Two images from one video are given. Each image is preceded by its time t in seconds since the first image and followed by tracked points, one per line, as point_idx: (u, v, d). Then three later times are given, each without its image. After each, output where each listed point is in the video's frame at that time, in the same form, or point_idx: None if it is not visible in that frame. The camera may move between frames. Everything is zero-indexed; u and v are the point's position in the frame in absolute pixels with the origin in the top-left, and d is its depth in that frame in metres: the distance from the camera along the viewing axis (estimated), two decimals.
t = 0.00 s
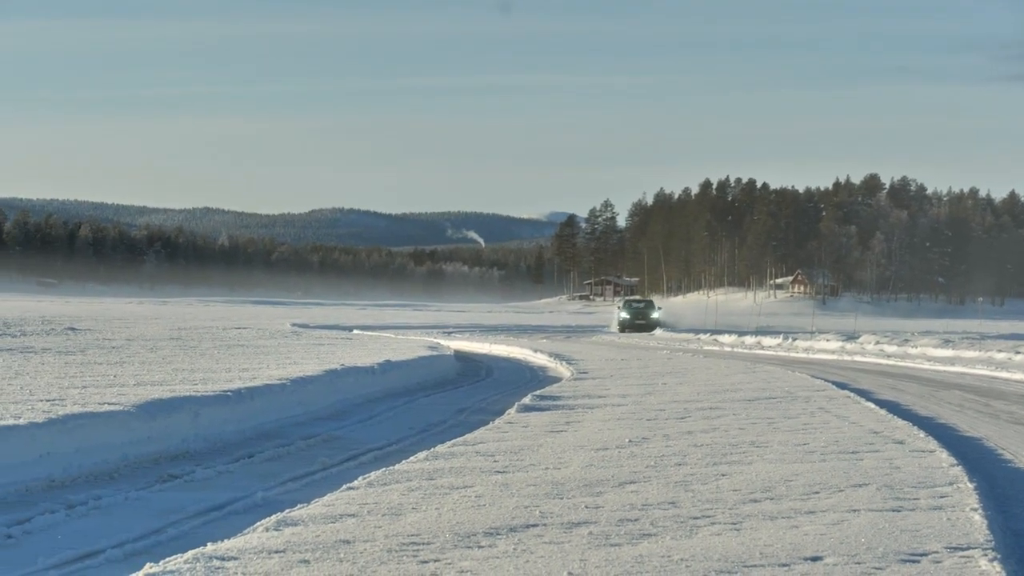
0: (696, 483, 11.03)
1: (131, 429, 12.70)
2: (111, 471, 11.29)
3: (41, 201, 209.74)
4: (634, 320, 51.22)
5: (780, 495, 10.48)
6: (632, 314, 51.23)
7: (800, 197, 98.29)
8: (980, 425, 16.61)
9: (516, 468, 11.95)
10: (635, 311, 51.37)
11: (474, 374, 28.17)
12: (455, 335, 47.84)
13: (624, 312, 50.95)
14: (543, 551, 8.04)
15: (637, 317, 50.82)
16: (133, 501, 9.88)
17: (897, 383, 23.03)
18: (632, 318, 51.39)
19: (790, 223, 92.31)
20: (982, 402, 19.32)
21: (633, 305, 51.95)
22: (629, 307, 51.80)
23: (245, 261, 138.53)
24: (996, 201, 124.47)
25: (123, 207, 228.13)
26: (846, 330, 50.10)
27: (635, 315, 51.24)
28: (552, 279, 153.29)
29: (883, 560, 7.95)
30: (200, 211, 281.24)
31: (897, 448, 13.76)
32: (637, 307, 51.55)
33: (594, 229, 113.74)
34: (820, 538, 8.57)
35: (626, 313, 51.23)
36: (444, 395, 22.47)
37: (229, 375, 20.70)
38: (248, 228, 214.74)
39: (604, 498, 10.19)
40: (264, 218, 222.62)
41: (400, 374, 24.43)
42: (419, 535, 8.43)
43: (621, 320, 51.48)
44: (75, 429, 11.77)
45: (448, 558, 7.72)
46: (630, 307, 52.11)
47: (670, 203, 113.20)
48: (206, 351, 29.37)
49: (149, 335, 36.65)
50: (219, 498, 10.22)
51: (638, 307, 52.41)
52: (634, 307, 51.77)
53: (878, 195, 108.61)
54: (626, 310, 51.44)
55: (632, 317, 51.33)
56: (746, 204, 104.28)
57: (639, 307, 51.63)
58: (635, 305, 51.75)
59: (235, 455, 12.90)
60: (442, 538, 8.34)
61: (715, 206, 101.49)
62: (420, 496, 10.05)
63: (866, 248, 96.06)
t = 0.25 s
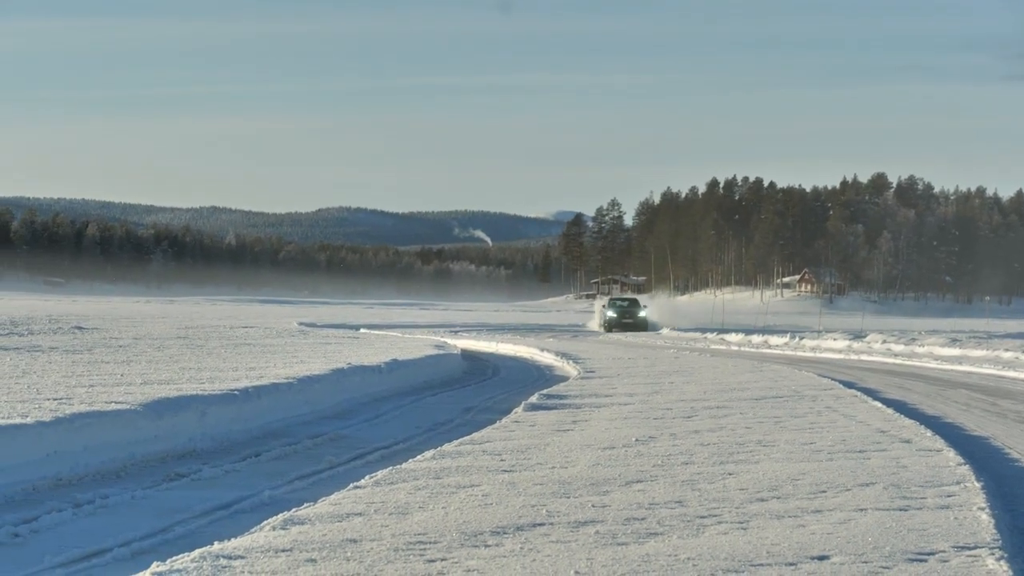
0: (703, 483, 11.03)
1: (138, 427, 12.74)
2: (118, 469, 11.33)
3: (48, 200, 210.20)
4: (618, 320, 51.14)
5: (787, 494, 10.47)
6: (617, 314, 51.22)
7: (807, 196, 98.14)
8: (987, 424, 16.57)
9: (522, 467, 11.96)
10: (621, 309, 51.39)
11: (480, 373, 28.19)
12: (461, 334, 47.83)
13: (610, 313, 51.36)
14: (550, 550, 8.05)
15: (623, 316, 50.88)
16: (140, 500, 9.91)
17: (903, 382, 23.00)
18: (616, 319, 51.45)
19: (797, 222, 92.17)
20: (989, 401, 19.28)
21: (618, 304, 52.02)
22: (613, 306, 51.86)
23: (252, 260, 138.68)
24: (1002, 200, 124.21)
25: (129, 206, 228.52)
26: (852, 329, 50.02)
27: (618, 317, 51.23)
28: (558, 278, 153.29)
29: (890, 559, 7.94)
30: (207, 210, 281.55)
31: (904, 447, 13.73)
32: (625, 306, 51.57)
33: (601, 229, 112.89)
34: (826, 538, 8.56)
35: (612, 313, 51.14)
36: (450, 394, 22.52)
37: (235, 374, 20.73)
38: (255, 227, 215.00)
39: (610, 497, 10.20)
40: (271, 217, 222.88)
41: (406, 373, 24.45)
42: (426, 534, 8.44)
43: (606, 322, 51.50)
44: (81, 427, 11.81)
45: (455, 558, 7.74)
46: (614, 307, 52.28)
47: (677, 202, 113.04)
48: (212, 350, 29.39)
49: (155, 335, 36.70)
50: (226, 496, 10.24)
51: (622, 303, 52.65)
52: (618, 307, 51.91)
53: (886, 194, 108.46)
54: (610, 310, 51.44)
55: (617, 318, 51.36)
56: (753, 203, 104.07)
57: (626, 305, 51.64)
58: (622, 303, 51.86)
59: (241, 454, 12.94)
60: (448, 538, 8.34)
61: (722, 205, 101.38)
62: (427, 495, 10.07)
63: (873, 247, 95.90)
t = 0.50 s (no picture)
0: (702, 483, 11.04)
1: (138, 428, 12.75)
2: (117, 470, 11.34)
3: (48, 201, 210.28)
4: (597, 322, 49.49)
5: (787, 495, 10.47)
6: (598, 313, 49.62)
7: (807, 196, 98.14)
8: (987, 424, 16.57)
9: (522, 467, 11.95)
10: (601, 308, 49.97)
11: (480, 374, 28.16)
12: (461, 335, 47.79)
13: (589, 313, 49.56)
14: (549, 551, 8.06)
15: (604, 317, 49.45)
16: (140, 501, 9.90)
17: (903, 383, 22.98)
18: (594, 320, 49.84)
19: (797, 222, 92.15)
20: (989, 401, 19.26)
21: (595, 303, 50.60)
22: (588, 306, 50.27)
23: (252, 260, 138.68)
24: (1003, 200, 124.18)
25: (130, 206, 228.54)
26: (853, 329, 49.94)
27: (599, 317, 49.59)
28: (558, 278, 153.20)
29: (889, 559, 7.94)
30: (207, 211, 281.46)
31: (904, 448, 13.74)
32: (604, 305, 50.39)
33: (600, 229, 113.01)
34: (826, 538, 8.56)
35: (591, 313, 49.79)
36: (450, 394, 22.54)
37: (235, 374, 20.71)
38: (256, 228, 215.04)
39: (610, 497, 10.20)
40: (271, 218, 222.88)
41: (406, 373, 24.48)
42: (426, 535, 8.44)
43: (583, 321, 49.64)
44: (81, 428, 11.81)
45: (455, 558, 7.73)
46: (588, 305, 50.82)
47: (677, 202, 113.00)
48: (211, 350, 29.38)
49: (156, 335, 36.71)
50: (226, 497, 10.26)
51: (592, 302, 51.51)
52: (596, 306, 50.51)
53: (886, 194, 108.40)
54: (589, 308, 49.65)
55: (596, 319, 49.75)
56: (753, 203, 104.02)
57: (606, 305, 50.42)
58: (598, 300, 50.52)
59: (241, 455, 12.95)
60: (448, 539, 8.35)
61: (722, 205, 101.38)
62: (427, 496, 10.07)
63: (873, 247, 95.82)
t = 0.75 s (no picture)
0: (701, 484, 11.06)
1: (136, 430, 12.74)
2: (116, 472, 11.33)
3: (46, 202, 210.40)
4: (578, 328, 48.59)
5: (785, 496, 10.46)
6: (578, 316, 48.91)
7: (805, 197, 98.08)
8: (986, 425, 16.59)
9: (521, 469, 11.97)
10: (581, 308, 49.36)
11: (479, 375, 28.14)
12: (459, 337, 47.74)
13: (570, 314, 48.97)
14: (547, 552, 8.05)
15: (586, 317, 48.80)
16: (139, 502, 9.90)
17: (902, 384, 22.96)
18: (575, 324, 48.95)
19: (795, 222, 92.10)
20: (987, 403, 19.26)
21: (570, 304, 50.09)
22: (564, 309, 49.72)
23: (251, 262, 138.77)
24: (1001, 201, 124.10)
25: (128, 207, 228.57)
26: (852, 331, 49.87)
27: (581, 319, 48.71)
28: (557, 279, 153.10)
29: (887, 561, 7.95)
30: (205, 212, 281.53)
31: (903, 449, 13.73)
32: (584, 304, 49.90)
33: (598, 230, 113.00)
34: (825, 540, 8.56)
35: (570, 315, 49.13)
36: (448, 396, 22.53)
37: (233, 376, 20.70)
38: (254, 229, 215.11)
39: (609, 499, 10.20)
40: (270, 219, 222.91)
41: (406, 375, 24.52)
42: (424, 536, 8.44)
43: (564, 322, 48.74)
44: (80, 430, 11.80)
45: (453, 559, 7.74)
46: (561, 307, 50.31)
47: (676, 204, 112.94)
48: (210, 352, 29.37)
49: (155, 337, 36.80)
50: (225, 498, 10.26)
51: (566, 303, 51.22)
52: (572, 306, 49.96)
53: (884, 196, 108.31)
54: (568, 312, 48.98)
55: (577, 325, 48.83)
56: (751, 204, 103.93)
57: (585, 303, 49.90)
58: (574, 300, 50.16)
59: (240, 456, 12.94)
60: (446, 540, 8.34)
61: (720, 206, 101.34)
62: (425, 497, 10.07)
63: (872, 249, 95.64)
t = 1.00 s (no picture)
0: (701, 486, 11.04)
1: (136, 431, 12.73)
2: (116, 473, 11.34)
3: (46, 203, 210.45)
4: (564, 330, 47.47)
5: (785, 498, 10.46)
6: (566, 316, 48.27)
7: (806, 199, 98.11)
8: (986, 427, 16.59)
9: (521, 470, 11.96)
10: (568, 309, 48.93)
11: (479, 377, 28.15)
12: (460, 337, 47.78)
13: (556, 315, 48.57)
14: (547, 554, 8.04)
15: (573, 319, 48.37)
16: (139, 503, 9.90)
17: (902, 385, 22.95)
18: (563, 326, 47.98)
19: (796, 224, 92.21)
20: (987, 404, 19.25)
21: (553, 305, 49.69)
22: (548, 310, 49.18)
23: (251, 263, 138.83)
24: (1002, 202, 124.11)
25: (128, 209, 228.61)
26: (852, 332, 49.85)
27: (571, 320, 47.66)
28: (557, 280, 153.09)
29: (888, 562, 7.95)
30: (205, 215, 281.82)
31: (903, 450, 13.74)
32: (569, 306, 49.64)
33: (599, 231, 113.10)
34: (825, 541, 8.56)
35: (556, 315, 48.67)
36: (448, 397, 22.53)
37: (233, 377, 20.72)
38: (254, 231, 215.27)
39: (609, 500, 10.19)
40: (270, 220, 222.90)
41: (406, 377, 24.52)
42: (424, 537, 8.44)
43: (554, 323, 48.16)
44: (80, 431, 11.80)
45: (454, 560, 7.74)
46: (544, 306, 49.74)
47: (676, 205, 112.95)
48: (210, 353, 29.37)
49: (154, 338, 36.80)
50: (225, 500, 10.26)
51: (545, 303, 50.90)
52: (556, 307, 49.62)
53: (885, 197, 108.39)
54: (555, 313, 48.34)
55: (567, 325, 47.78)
56: (752, 205, 103.95)
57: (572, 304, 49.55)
58: (558, 300, 49.92)
59: (240, 457, 12.93)
60: (446, 541, 8.34)
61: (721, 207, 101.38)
62: (425, 499, 10.06)
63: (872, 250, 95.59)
